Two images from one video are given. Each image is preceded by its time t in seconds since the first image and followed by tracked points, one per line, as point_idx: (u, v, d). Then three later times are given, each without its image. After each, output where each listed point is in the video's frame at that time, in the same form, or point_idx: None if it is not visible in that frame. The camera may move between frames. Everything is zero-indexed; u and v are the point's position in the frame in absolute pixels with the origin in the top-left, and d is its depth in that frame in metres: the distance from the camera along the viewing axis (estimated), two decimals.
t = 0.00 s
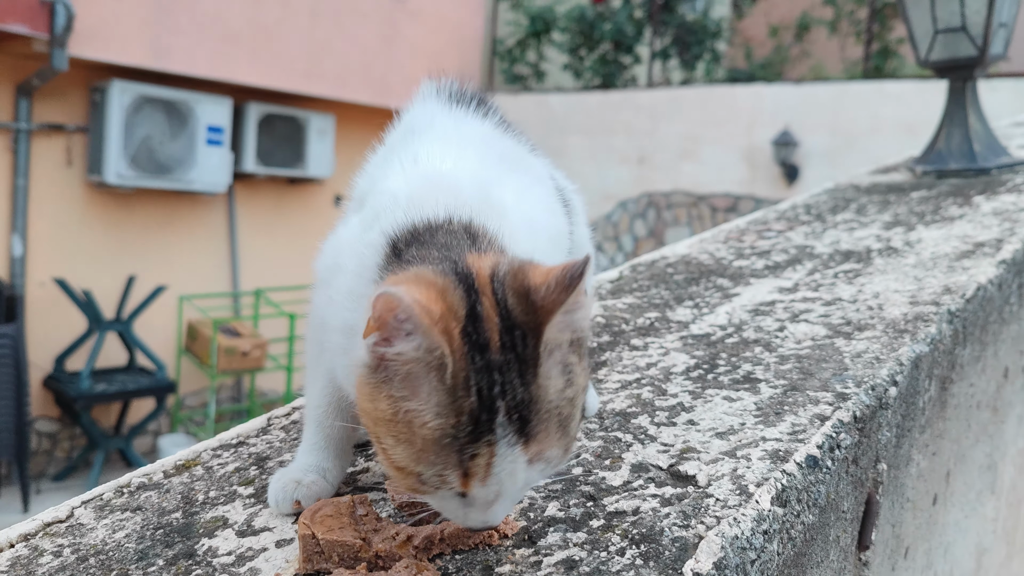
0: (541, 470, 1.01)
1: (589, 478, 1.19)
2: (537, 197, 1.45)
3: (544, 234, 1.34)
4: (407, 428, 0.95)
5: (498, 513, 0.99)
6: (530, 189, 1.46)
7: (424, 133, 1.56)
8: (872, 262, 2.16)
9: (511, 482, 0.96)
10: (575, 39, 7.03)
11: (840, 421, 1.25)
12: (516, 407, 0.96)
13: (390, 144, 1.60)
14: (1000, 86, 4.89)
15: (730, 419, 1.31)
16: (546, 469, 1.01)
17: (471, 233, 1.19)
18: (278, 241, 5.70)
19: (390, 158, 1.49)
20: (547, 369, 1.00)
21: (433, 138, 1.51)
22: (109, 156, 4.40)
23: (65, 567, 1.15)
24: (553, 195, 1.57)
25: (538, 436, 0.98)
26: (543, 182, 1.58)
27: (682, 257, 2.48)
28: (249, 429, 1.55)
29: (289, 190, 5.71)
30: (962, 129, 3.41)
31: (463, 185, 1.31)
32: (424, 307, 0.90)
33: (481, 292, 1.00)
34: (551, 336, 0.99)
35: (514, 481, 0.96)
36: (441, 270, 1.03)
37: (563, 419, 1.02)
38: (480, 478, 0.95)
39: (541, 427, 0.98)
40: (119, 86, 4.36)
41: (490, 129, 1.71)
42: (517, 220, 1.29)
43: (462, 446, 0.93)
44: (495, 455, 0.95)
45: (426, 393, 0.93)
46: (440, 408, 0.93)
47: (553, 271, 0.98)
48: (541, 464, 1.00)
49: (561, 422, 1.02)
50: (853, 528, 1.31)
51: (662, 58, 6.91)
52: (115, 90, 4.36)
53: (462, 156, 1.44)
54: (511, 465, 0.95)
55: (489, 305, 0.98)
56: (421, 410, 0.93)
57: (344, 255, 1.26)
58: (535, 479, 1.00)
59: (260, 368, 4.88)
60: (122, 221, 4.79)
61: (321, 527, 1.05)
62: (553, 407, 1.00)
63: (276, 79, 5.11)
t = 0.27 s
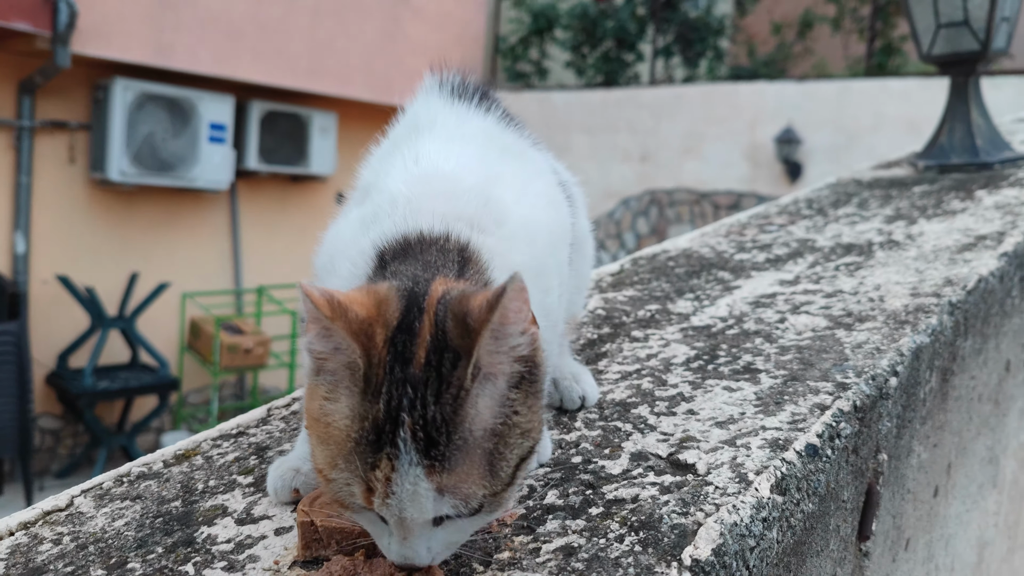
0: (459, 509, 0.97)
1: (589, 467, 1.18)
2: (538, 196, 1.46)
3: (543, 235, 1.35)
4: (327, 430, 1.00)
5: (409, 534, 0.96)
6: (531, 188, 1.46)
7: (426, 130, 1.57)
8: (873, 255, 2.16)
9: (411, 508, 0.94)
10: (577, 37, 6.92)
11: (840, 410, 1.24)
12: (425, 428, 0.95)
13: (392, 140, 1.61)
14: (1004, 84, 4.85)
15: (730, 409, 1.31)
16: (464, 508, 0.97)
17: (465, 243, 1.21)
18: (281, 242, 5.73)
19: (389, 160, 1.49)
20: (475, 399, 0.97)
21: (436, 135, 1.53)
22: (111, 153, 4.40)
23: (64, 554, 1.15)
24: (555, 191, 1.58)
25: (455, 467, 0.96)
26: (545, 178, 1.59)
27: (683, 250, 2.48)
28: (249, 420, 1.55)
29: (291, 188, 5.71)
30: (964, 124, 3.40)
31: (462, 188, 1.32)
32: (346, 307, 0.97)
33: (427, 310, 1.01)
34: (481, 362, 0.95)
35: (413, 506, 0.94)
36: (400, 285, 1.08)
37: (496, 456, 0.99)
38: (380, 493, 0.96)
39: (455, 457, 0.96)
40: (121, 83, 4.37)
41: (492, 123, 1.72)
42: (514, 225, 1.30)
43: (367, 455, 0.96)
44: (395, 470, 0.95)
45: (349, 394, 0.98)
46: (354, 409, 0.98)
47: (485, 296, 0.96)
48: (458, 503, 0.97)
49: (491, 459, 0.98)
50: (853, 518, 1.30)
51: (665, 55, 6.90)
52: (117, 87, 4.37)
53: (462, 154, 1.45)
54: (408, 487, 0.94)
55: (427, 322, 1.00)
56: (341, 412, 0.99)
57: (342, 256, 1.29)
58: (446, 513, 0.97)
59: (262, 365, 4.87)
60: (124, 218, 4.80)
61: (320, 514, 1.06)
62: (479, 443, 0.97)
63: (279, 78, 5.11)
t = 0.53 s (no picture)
0: (408, 515, 0.90)
1: (600, 454, 1.18)
2: (550, 186, 1.45)
3: (556, 227, 1.35)
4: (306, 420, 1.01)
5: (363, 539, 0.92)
6: (543, 178, 1.46)
7: (435, 121, 1.56)
8: (881, 247, 2.16)
9: (354, 505, 0.89)
10: (581, 33, 6.98)
11: (851, 398, 1.24)
12: (374, 423, 0.89)
13: (400, 131, 1.60)
14: (1008, 79, 4.85)
15: (741, 397, 1.31)
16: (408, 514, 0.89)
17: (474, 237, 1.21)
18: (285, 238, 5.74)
19: (398, 152, 1.48)
20: (431, 401, 0.87)
21: (445, 127, 1.52)
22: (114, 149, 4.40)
23: (76, 541, 1.15)
24: (565, 180, 1.57)
25: (406, 470, 0.88)
26: (555, 168, 1.58)
27: (689, 242, 2.47)
28: (259, 409, 1.55)
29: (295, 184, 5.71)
30: (970, 116, 3.39)
31: (473, 181, 1.32)
32: (319, 305, 0.98)
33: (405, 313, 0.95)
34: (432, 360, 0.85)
35: (355, 501, 0.89)
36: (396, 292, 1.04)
37: (454, 465, 0.90)
38: (328, 485, 0.92)
39: (397, 459, 0.88)
40: (124, 80, 4.37)
41: (500, 113, 1.71)
42: (526, 217, 1.30)
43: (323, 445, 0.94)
44: (338, 461, 0.91)
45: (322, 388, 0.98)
46: (322, 401, 0.97)
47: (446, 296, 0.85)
48: (404, 508, 0.89)
49: (449, 464, 0.90)
50: (864, 507, 1.30)
51: (668, 51, 6.88)
52: (120, 84, 4.36)
53: (472, 145, 1.44)
54: (350, 480, 0.89)
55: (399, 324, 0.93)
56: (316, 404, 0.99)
57: (353, 249, 1.28)
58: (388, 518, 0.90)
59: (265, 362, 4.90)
60: (127, 214, 4.80)
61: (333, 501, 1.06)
62: (433, 448, 0.89)
63: (281, 74, 5.11)
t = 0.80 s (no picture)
0: (432, 462, 0.91)
1: (618, 439, 1.18)
2: (574, 172, 1.45)
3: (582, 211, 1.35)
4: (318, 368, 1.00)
5: (382, 486, 0.92)
6: (567, 164, 1.46)
7: (458, 109, 1.56)
8: (891, 237, 2.15)
9: (378, 451, 0.89)
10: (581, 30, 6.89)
11: (869, 383, 1.24)
12: (404, 371, 0.90)
13: (423, 118, 1.60)
14: (1011, 76, 4.85)
15: (758, 383, 1.31)
16: (432, 462, 0.90)
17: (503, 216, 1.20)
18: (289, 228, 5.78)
19: (424, 136, 1.49)
20: (461, 351, 0.91)
21: (470, 114, 1.53)
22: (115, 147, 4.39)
23: (95, 526, 1.15)
24: (588, 168, 1.57)
25: (434, 417, 0.90)
26: (579, 154, 1.58)
27: (698, 234, 2.47)
28: (273, 397, 1.55)
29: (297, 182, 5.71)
30: (977, 110, 3.39)
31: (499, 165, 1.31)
32: (337, 247, 0.99)
33: (428, 262, 0.99)
34: (473, 313, 0.89)
35: (381, 448, 0.89)
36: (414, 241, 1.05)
37: (480, 410, 0.93)
38: (352, 429, 0.92)
39: (425, 407, 0.89)
40: (125, 77, 4.37)
41: (523, 100, 1.72)
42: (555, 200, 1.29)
43: (344, 388, 0.94)
44: (365, 407, 0.90)
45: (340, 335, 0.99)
46: (340, 348, 0.97)
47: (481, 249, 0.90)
48: (429, 456, 0.90)
49: (477, 412, 0.93)
50: (881, 493, 1.30)
51: (670, 48, 6.87)
52: (121, 82, 4.36)
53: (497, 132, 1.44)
54: (376, 427, 0.89)
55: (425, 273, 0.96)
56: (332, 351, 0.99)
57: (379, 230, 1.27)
58: (414, 465, 0.90)
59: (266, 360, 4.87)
60: (129, 211, 4.80)
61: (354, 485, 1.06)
62: (464, 397, 0.92)
63: (283, 72, 5.09)
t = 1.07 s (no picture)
0: (461, 470, 0.90)
1: (631, 419, 1.23)
2: (568, 172, 1.40)
3: (570, 213, 1.29)
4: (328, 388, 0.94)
5: (417, 503, 0.91)
6: (562, 164, 1.41)
7: (461, 111, 1.56)
8: (891, 227, 2.21)
9: (409, 469, 0.87)
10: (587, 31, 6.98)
11: (872, 366, 1.28)
12: (428, 387, 0.86)
13: (428, 118, 1.60)
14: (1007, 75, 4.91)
15: (764, 366, 1.36)
16: (464, 470, 0.89)
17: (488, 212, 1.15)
18: (303, 221, 5.89)
19: (423, 135, 1.47)
20: (480, 362, 0.87)
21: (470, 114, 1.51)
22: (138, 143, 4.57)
23: (130, 504, 1.19)
24: (587, 170, 1.53)
25: (459, 426, 0.87)
26: (577, 157, 1.54)
27: (702, 225, 2.52)
28: (298, 381, 1.59)
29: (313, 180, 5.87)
30: (974, 105, 3.44)
31: (490, 163, 1.27)
32: (323, 272, 0.89)
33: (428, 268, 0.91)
34: (490, 326, 0.86)
35: (412, 466, 0.87)
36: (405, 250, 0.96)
37: (501, 414, 0.90)
38: (378, 452, 0.89)
39: (455, 419, 0.87)
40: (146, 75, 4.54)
41: (525, 103, 1.70)
42: (549, 200, 1.25)
43: (364, 412, 0.90)
44: (392, 429, 0.87)
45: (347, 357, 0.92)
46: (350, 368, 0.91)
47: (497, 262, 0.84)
48: (461, 462, 0.89)
49: (498, 415, 0.90)
50: (883, 472, 1.35)
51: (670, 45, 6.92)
52: (142, 80, 4.53)
53: (493, 132, 1.41)
54: (406, 447, 0.86)
55: (427, 287, 0.87)
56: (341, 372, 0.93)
57: (369, 223, 1.23)
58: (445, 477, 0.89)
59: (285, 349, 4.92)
60: (151, 207, 5.07)
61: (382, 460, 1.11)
62: (486, 407, 0.88)
63: (299, 70, 5.19)
